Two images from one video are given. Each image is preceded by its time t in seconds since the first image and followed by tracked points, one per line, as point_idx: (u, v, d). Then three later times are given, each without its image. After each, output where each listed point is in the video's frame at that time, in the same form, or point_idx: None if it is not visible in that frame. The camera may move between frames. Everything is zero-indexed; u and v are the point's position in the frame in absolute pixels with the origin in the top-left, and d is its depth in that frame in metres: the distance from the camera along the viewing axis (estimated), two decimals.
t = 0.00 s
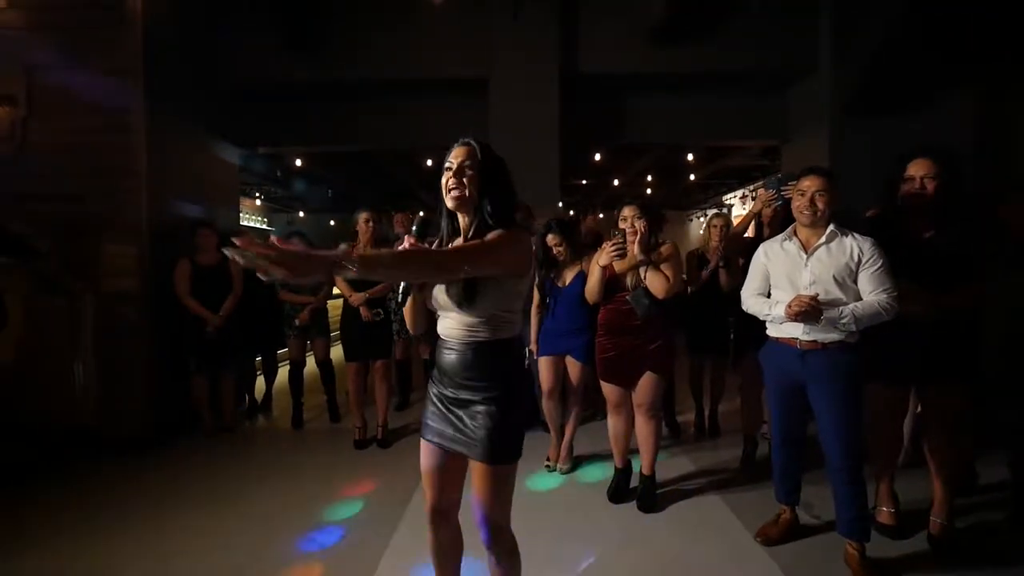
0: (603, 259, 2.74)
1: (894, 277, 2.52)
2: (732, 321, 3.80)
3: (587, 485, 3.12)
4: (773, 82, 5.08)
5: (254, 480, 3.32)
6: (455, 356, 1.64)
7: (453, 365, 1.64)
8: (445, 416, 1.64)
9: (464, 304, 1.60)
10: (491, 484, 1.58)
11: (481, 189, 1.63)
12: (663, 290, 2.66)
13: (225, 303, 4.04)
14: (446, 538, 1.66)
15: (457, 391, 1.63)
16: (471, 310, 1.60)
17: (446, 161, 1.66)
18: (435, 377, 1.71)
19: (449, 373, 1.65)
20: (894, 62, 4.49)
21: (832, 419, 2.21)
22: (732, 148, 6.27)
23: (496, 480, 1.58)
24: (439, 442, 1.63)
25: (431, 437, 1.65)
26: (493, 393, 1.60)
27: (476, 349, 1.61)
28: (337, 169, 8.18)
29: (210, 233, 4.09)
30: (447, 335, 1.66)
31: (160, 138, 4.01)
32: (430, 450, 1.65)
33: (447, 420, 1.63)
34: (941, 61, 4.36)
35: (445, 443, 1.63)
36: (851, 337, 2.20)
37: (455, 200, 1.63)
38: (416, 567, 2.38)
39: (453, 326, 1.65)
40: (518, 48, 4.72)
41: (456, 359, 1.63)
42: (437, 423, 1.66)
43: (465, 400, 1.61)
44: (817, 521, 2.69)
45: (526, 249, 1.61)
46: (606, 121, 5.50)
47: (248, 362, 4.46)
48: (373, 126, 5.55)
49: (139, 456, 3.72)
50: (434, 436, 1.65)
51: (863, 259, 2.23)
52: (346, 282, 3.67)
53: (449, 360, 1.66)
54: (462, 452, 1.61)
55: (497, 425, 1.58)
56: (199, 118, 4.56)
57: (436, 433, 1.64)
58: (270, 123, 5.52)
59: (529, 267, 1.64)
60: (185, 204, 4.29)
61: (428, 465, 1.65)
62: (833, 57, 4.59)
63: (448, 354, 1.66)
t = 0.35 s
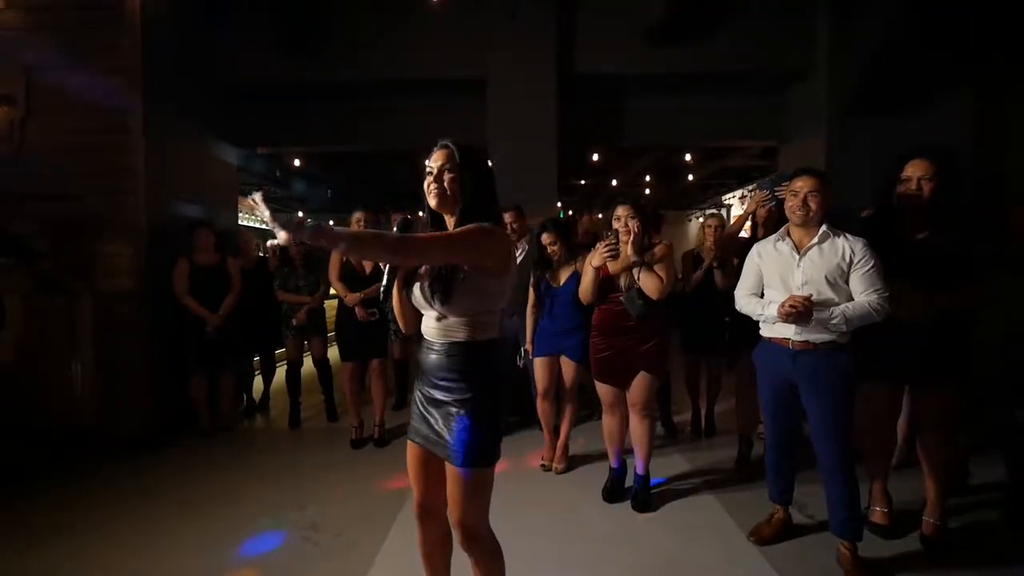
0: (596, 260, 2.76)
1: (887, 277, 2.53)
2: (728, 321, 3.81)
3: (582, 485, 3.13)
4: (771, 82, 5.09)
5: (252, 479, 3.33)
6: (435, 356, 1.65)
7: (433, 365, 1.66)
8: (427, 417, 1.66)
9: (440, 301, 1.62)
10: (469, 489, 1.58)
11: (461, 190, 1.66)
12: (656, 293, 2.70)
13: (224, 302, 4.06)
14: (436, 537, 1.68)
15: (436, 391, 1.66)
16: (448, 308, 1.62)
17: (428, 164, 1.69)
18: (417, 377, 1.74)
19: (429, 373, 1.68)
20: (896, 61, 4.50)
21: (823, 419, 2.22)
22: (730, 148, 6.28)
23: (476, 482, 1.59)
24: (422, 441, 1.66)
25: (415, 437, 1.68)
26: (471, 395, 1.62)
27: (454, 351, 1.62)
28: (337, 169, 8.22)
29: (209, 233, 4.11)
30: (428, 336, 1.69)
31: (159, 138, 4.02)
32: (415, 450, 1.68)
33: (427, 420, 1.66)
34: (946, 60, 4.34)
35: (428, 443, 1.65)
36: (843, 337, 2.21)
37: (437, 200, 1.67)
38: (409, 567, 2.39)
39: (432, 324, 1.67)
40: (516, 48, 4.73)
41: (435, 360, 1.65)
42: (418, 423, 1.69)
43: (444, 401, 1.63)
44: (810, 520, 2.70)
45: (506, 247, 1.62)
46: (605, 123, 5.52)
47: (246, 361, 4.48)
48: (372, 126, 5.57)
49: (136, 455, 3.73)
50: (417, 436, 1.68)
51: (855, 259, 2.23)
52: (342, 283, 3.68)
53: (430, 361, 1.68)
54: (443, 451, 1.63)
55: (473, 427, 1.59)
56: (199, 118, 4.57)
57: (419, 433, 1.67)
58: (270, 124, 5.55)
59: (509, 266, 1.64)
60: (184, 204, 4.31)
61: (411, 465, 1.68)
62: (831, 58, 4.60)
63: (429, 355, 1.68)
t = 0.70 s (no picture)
0: (591, 261, 2.76)
1: (883, 278, 2.54)
2: (725, 322, 3.82)
3: (579, 485, 3.13)
4: (769, 83, 5.11)
5: (249, 479, 3.33)
6: (432, 357, 1.65)
7: (429, 366, 1.65)
8: (422, 419, 1.65)
9: (463, 300, 1.62)
10: (465, 488, 1.59)
11: (460, 192, 1.68)
12: (659, 296, 2.67)
13: (223, 302, 4.06)
14: (433, 537, 1.68)
15: (435, 392, 1.64)
16: (466, 308, 1.62)
17: (420, 165, 1.66)
18: (410, 380, 1.70)
19: (426, 374, 1.66)
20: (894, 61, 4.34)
21: (819, 420, 2.23)
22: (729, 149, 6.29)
23: (472, 482, 1.60)
24: (417, 443, 1.65)
25: (408, 440, 1.66)
26: (470, 393, 1.63)
27: (454, 352, 1.63)
28: (336, 169, 8.22)
29: (207, 233, 4.11)
30: (426, 337, 1.67)
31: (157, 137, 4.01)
32: (408, 452, 1.66)
33: (426, 422, 1.64)
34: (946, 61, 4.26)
35: (423, 445, 1.64)
36: (839, 338, 2.21)
37: (436, 203, 1.65)
38: (406, 567, 2.40)
39: (448, 326, 1.64)
40: (514, 49, 4.73)
41: (433, 361, 1.64)
42: (417, 426, 1.65)
43: (442, 402, 1.63)
44: (806, 521, 2.70)
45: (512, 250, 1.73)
46: (604, 123, 5.52)
47: (244, 361, 4.48)
48: (371, 126, 5.57)
49: (133, 455, 3.73)
50: (411, 439, 1.66)
51: (850, 260, 2.24)
52: (337, 283, 3.69)
53: (426, 361, 1.66)
54: (441, 452, 1.64)
55: (475, 426, 1.60)
56: (198, 118, 4.58)
57: (412, 436, 1.65)
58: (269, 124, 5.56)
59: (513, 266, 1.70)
60: (182, 204, 4.30)
61: (404, 467, 1.67)
62: (828, 59, 4.61)
63: (426, 355, 1.66)
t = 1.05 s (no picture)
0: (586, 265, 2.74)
1: (875, 280, 2.58)
2: (720, 323, 3.86)
3: (575, 485, 3.14)
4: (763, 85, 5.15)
5: (245, 480, 3.31)
6: (438, 360, 1.64)
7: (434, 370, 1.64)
8: (426, 425, 1.62)
9: (484, 300, 1.67)
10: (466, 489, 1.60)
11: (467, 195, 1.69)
12: (657, 296, 2.66)
13: (218, 303, 4.04)
14: (432, 538, 1.68)
15: (440, 394, 1.63)
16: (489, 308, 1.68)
17: (419, 170, 1.62)
18: (411, 386, 1.65)
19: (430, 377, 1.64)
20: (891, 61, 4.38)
21: (815, 420, 2.25)
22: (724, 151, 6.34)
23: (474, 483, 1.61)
24: (421, 449, 1.62)
25: (411, 447, 1.62)
26: (477, 392, 1.65)
27: (461, 353, 1.64)
28: (332, 169, 8.20)
29: (202, 233, 4.09)
30: (433, 339, 1.65)
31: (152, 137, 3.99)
32: (410, 459, 1.64)
33: (432, 426, 1.62)
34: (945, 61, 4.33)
35: (429, 450, 1.62)
36: (834, 339, 2.24)
37: (444, 206, 1.62)
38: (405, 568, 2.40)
39: (466, 326, 1.65)
40: (512, 50, 4.74)
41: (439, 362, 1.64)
42: (420, 431, 1.62)
43: (449, 404, 1.63)
44: (800, 519, 2.74)
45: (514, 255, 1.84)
46: (600, 125, 5.56)
47: (240, 362, 4.45)
48: (368, 127, 5.57)
49: (127, 456, 3.70)
50: (414, 446, 1.62)
51: (844, 262, 2.28)
52: (338, 284, 3.70)
53: (430, 365, 1.64)
54: (446, 454, 1.64)
55: (482, 426, 1.62)
56: (194, 116, 4.54)
57: (416, 443, 1.62)
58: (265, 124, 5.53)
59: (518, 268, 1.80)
60: (176, 204, 4.27)
61: (405, 473, 1.65)
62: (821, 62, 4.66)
63: (432, 358, 1.64)
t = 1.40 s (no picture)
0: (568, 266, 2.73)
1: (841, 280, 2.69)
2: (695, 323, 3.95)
3: (556, 484, 3.17)
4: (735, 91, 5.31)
5: (220, 486, 3.22)
6: (424, 362, 1.62)
7: (419, 373, 1.62)
8: (411, 429, 1.60)
9: (475, 300, 1.70)
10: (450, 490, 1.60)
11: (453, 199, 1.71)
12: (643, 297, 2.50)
13: (188, 303, 3.91)
14: (414, 540, 1.67)
15: (426, 396, 1.62)
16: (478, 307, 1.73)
17: (406, 173, 1.61)
18: (396, 389, 1.63)
19: (416, 379, 1.62)
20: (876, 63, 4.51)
21: (787, 416, 2.33)
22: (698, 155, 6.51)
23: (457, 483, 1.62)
24: (407, 454, 1.60)
25: (397, 452, 1.60)
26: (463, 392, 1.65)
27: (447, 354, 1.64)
28: (307, 167, 8.03)
29: (170, 232, 3.95)
30: (419, 342, 1.63)
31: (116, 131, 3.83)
32: (393, 464, 1.61)
33: (417, 429, 1.60)
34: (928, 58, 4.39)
35: (414, 453, 1.61)
36: (803, 337, 2.34)
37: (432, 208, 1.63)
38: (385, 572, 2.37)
39: (458, 327, 1.67)
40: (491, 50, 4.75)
41: (424, 364, 1.62)
42: (405, 435, 1.60)
43: (435, 407, 1.61)
44: (772, 511, 2.83)
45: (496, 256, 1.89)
46: (577, 126, 5.62)
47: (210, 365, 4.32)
48: (345, 124, 5.48)
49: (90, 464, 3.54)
50: (399, 451, 1.60)
51: (812, 263, 2.37)
52: (323, 283, 3.70)
53: (415, 368, 1.62)
54: (431, 456, 1.63)
55: (469, 426, 1.64)
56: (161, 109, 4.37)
57: (401, 447, 1.60)
58: (237, 119, 5.38)
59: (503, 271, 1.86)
60: (142, 201, 4.11)
61: (388, 478, 1.63)
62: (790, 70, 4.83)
63: (418, 360, 1.62)
